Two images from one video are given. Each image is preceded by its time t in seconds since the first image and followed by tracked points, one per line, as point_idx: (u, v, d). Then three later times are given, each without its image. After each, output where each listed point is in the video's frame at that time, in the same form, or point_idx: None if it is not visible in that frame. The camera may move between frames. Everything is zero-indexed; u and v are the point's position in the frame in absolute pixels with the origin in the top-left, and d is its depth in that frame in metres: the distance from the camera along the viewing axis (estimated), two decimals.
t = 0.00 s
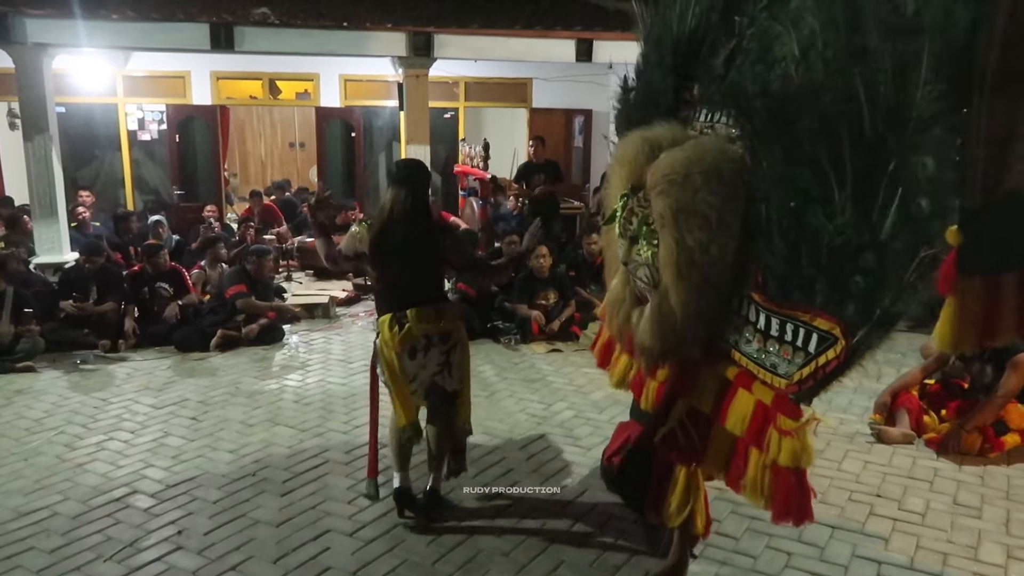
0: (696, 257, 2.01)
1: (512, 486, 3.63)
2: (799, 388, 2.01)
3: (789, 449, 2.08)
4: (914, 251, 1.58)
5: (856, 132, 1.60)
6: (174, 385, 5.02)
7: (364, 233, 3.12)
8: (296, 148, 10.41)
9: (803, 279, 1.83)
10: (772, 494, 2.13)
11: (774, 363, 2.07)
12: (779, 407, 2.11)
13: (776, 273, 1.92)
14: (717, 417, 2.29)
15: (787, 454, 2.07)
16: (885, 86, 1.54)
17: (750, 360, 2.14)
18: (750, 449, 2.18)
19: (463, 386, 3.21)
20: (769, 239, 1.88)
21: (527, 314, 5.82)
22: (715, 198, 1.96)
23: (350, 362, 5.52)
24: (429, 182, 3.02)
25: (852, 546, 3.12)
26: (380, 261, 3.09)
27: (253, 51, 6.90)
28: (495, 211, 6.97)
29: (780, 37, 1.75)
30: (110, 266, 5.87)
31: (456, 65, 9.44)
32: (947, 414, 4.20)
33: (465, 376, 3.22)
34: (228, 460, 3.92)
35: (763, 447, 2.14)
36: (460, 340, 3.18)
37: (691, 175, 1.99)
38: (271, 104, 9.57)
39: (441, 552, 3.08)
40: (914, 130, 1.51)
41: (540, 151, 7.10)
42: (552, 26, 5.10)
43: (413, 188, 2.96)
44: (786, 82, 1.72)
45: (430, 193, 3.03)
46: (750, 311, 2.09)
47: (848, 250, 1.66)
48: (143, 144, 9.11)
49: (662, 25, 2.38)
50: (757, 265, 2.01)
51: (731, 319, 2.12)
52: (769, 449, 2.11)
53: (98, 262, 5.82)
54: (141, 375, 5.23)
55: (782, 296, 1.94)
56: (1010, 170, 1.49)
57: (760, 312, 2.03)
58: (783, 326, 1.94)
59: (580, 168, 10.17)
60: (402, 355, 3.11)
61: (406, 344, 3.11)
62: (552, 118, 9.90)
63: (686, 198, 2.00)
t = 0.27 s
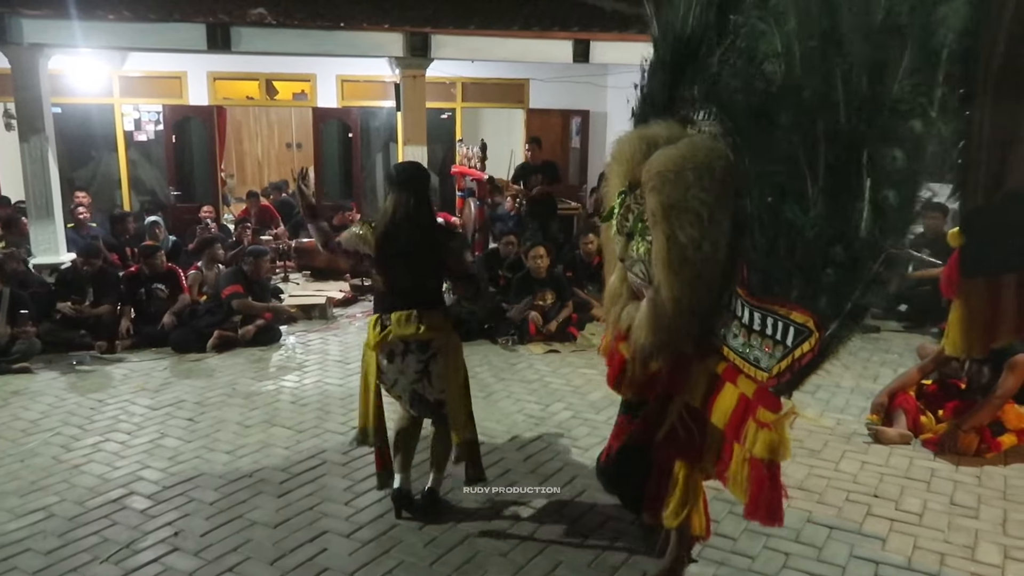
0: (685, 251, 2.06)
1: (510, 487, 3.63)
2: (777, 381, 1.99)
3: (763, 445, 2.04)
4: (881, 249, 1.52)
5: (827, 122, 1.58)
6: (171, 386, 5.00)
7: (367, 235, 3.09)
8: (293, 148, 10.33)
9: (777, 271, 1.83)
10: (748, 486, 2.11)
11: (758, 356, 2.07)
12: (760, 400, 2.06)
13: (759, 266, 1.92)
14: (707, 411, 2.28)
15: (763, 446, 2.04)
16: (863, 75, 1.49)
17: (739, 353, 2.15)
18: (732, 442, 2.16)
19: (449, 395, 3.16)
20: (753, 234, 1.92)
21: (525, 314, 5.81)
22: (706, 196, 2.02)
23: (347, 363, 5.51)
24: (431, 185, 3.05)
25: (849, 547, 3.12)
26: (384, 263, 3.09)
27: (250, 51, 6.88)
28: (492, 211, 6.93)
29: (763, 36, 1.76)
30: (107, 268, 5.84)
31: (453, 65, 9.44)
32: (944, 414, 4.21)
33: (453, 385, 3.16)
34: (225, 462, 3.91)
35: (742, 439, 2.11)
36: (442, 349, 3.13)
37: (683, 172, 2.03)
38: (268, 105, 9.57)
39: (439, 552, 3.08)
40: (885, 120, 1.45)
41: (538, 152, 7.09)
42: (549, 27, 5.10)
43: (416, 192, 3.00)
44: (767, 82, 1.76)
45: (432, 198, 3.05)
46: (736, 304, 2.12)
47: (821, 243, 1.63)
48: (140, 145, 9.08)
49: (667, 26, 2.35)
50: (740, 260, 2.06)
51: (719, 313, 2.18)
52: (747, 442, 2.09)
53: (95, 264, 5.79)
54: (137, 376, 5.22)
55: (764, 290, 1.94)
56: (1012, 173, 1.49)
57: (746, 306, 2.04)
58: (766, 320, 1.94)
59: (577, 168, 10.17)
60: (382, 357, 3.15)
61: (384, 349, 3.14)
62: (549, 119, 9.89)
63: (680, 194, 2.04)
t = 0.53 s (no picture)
0: (689, 248, 2.04)
1: (508, 487, 3.63)
2: (759, 376, 1.93)
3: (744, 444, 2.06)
4: (840, 246, 1.53)
5: (789, 123, 1.61)
6: (168, 387, 5.00)
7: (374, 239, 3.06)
8: (290, 149, 10.37)
9: (765, 268, 1.81)
10: (728, 479, 2.12)
11: (744, 352, 2.00)
12: (746, 394, 2.05)
13: (748, 262, 1.89)
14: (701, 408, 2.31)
15: (746, 441, 2.04)
16: (813, 75, 1.50)
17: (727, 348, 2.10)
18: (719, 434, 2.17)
19: (427, 397, 3.18)
20: (744, 231, 1.90)
21: (522, 315, 5.81)
22: (712, 194, 2.00)
23: (345, 363, 5.51)
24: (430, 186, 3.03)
25: (847, 547, 3.13)
26: (390, 268, 3.08)
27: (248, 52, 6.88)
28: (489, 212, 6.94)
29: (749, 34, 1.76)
30: (104, 269, 5.92)
31: (450, 65, 9.44)
32: (941, 414, 4.21)
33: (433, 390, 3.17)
34: (222, 462, 3.90)
35: (728, 431, 2.12)
36: (429, 355, 3.13)
37: (689, 170, 2.03)
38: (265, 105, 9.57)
39: (436, 553, 3.08)
40: (837, 118, 1.45)
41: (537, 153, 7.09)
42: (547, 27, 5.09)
43: (415, 196, 2.98)
44: (751, 81, 1.76)
45: (434, 202, 3.02)
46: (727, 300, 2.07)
47: (792, 241, 1.67)
48: (137, 145, 9.08)
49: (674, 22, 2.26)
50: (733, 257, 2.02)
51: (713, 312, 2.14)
52: (730, 435, 2.09)
53: (93, 265, 5.87)
54: (135, 376, 5.21)
55: (750, 284, 1.90)
56: (1011, 168, 1.19)
57: (735, 303, 1.98)
58: (749, 316, 1.89)
59: (574, 168, 10.18)
60: (367, 353, 3.14)
61: (370, 344, 3.11)
62: (546, 119, 9.90)
63: (686, 191, 2.03)
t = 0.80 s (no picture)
0: (682, 238, 2.10)
1: (506, 487, 3.63)
2: (752, 371, 2.07)
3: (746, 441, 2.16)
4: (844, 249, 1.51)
5: (800, 118, 1.56)
6: (165, 388, 4.99)
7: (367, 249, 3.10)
8: (287, 149, 10.41)
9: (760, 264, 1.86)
10: (729, 475, 2.21)
11: (734, 346, 2.14)
12: (739, 392, 2.17)
13: (743, 256, 1.94)
14: (696, 402, 2.35)
15: (744, 438, 2.14)
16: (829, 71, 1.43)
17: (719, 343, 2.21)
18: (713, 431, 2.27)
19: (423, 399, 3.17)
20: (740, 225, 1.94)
21: (520, 315, 5.80)
22: (707, 185, 2.05)
23: (342, 364, 5.51)
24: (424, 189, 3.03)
25: (845, 546, 3.13)
26: (388, 273, 3.09)
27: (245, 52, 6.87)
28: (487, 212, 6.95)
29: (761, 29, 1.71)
30: (103, 271, 5.88)
31: (448, 66, 9.43)
32: (938, 414, 4.22)
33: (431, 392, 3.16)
34: (220, 463, 3.90)
35: (722, 429, 2.21)
36: (432, 360, 3.14)
37: (687, 159, 2.08)
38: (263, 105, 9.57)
39: (434, 553, 3.07)
40: (852, 120, 1.40)
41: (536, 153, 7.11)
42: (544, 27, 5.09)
43: (409, 198, 2.98)
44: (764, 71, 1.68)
45: (427, 209, 3.04)
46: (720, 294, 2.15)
47: (792, 238, 1.64)
48: (134, 146, 9.07)
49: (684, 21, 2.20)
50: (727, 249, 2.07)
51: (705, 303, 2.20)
52: (726, 433, 2.19)
53: (90, 269, 5.83)
54: (132, 377, 5.20)
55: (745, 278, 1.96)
56: (1011, 166, 1.18)
57: (728, 297, 2.07)
58: (744, 311, 1.98)
59: (572, 169, 10.19)
60: (369, 352, 3.12)
61: (376, 343, 3.09)
62: (544, 119, 9.90)
63: (680, 179, 2.09)
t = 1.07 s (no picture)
0: (672, 237, 2.18)
1: (503, 486, 3.63)
2: (715, 378, 2.16)
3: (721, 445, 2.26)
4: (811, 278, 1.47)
5: (798, 137, 1.39)
6: (162, 388, 4.98)
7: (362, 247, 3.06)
8: (284, 149, 10.39)
9: (740, 277, 1.91)
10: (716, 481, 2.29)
11: (706, 353, 2.20)
12: (700, 399, 2.27)
13: (727, 266, 2.00)
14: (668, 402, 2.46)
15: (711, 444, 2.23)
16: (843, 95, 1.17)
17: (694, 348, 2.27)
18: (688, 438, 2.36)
19: (432, 401, 3.21)
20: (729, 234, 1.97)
21: (517, 315, 5.81)
22: (703, 190, 2.12)
23: (339, 364, 5.51)
24: (415, 191, 3.00)
25: (841, 545, 3.13)
26: (381, 275, 3.09)
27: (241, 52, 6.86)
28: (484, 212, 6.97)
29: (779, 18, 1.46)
30: (99, 271, 5.86)
31: (444, 65, 9.42)
32: (935, 412, 4.23)
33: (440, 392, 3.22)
34: (217, 463, 3.90)
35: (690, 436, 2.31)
36: (443, 360, 3.20)
37: (685, 162, 2.12)
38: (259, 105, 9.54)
39: (431, 553, 3.07)
40: (842, 157, 1.25)
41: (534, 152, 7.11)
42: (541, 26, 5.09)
43: (400, 200, 2.96)
44: (777, 76, 1.49)
45: (420, 210, 3.00)
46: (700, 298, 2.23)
47: (775, 255, 1.64)
48: (130, 146, 9.06)
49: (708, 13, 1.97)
50: (712, 256, 2.13)
51: (686, 305, 2.30)
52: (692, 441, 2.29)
53: (88, 270, 5.82)
54: (129, 377, 5.19)
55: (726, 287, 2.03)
56: (1008, 166, 1.23)
57: (708, 303, 2.14)
58: (719, 320, 2.04)
59: (569, 168, 10.23)
60: (381, 357, 3.11)
61: (388, 348, 3.10)
62: (541, 119, 9.90)
63: (676, 180, 2.15)
